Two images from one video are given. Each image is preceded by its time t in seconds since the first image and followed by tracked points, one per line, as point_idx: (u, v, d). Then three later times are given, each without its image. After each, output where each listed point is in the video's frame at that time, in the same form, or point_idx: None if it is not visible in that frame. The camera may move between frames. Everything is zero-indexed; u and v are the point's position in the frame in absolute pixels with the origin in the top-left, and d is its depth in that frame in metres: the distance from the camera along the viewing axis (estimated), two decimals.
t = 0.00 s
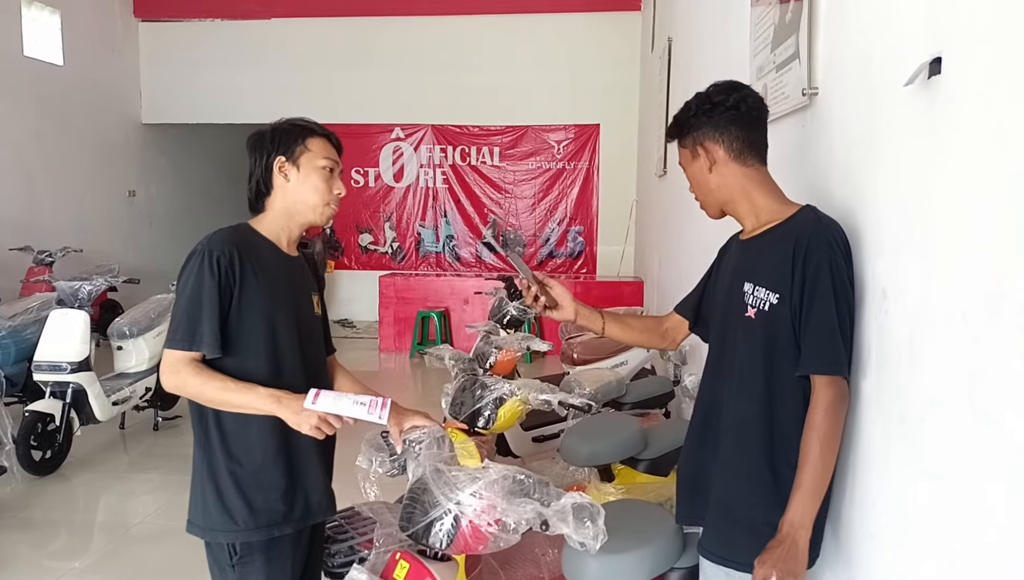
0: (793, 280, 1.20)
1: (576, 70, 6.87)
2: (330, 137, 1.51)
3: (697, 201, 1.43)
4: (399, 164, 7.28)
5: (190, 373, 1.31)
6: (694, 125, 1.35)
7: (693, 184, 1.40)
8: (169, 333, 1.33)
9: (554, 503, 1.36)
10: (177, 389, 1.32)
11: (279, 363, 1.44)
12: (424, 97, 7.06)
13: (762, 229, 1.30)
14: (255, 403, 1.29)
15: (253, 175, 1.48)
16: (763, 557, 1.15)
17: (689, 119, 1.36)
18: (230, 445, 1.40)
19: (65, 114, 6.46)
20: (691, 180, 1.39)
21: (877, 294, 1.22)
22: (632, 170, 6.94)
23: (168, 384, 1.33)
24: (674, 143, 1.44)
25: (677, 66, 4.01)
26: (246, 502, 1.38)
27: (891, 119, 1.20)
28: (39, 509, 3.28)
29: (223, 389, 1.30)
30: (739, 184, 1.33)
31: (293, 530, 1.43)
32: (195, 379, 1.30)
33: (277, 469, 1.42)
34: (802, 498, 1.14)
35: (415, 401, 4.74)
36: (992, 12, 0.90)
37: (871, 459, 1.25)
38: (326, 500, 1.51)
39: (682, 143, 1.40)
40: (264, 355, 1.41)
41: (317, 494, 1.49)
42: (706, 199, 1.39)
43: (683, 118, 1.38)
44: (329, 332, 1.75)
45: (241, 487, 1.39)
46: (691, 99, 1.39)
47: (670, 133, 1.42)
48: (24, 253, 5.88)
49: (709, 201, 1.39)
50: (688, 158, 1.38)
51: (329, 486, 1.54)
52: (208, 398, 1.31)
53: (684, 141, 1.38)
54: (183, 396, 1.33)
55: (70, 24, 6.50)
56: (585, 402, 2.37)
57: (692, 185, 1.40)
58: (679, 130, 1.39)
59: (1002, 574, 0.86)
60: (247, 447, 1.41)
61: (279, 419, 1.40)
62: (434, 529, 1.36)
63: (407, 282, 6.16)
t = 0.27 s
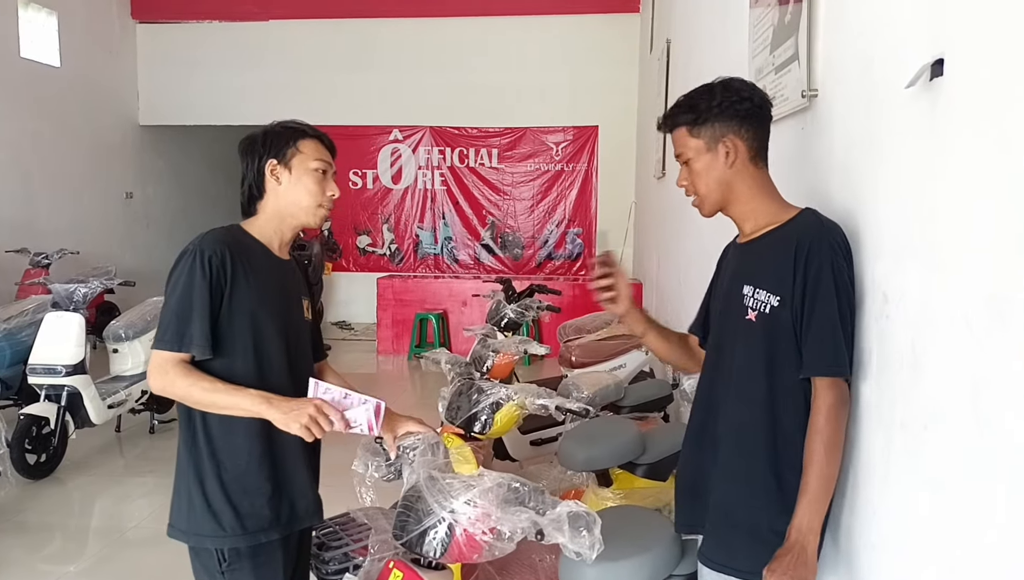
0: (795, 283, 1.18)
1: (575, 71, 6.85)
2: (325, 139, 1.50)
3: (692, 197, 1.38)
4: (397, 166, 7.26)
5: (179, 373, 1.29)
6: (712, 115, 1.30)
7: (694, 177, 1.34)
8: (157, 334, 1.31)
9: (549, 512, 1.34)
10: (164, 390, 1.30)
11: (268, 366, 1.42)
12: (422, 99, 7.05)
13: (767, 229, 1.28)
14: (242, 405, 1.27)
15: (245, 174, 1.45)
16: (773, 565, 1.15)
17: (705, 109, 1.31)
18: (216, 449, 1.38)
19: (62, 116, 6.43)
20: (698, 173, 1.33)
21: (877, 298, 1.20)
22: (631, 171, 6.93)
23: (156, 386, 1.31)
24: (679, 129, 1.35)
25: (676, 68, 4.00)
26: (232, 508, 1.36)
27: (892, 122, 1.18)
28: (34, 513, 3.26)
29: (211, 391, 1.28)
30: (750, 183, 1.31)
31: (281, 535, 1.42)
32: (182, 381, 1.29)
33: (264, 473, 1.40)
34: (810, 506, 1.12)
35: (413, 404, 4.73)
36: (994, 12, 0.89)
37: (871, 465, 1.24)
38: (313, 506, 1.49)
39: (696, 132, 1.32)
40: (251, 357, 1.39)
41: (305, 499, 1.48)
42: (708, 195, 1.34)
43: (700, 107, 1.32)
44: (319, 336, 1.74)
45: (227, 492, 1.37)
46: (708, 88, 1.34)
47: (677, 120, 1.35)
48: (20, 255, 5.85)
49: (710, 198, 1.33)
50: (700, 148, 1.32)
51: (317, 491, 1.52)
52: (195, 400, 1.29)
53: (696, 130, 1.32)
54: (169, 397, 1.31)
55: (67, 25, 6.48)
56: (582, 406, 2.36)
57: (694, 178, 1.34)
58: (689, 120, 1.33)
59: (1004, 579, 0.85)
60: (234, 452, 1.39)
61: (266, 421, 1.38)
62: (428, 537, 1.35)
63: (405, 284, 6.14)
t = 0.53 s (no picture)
0: (801, 283, 1.16)
1: (573, 66, 6.82)
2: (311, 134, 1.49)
3: (702, 193, 1.34)
4: (395, 161, 7.23)
5: (165, 371, 1.27)
6: (732, 109, 1.27)
7: (706, 171, 1.31)
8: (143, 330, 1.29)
9: (544, 513, 1.32)
10: (150, 389, 1.28)
11: (257, 364, 1.41)
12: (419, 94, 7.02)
13: (776, 226, 1.27)
14: (230, 404, 1.26)
15: (230, 172, 1.44)
16: (752, 558, 1.11)
17: (725, 101, 1.28)
18: (203, 448, 1.37)
19: (58, 111, 6.41)
20: (713, 165, 1.29)
21: (877, 297, 1.19)
22: (630, 167, 6.91)
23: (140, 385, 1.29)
24: (695, 119, 1.31)
25: (674, 62, 3.98)
26: (220, 508, 1.35)
27: (893, 119, 1.17)
28: (30, 510, 3.25)
29: (197, 390, 1.26)
30: (763, 179, 1.29)
31: (270, 534, 1.41)
32: (169, 379, 1.27)
33: (252, 473, 1.39)
34: (797, 505, 1.11)
35: (411, 400, 4.72)
36: (999, 6, 0.87)
37: (869, 467, 1.22)
38: (303, 503, 1.48)
39: (715, 123, 1.28)
40: (240, 356, 1.38)
41: (294, 498, 1.46)
42: (720, 191, 1.31)
43: (719, 99, 1.28)
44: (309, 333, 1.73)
45: (215, 492, 1.36)
46: (725, 80, 1.31)
47: (693, 110, 1.31)
48: (17, 251, 5.83)
49: (722, 194, 1.30)
50: (719, 141, 1.28)
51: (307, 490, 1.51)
52: (181, 399, 1.27)
53: (715, 122, 1.28)
54: (156, 397, 1.29)
55: (63, 20, 6.44)
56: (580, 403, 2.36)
57: (704, 172, 1.31)
58: (706, 110, 1.29)
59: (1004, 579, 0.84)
60: (222, 451, 1.37)
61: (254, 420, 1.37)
62: (422, 537, 1.35)
63: (402, 280, 6.12)
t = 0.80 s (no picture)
0: (804, 294, 1.15)
1: (571, 70, 6.82)
2: (301, 139, 1.48)
3: (705, 191, 1.33)
4: (393, 165, 7.23)
5: (145, 380, 1.27)
6: (745, 108, 1.26)
7: (710, 169, 1.30)
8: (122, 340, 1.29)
9: (535, 523, 1.31)
10: (131, 399, 1.29)
11: (237, 370, 1.40)
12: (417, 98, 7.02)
13: (774, 234, 1.27)
14: (208, 410, 1.26)
15: (216, 175, 1.44)
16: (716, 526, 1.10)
17: (738, 99, 1.26)
18: (185, 457, 1.35)
19: (56, 115, 6.40)
20: (719, 164, 1.28)
21: (872, 303, 1.18)
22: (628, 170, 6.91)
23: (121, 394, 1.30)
24: (706, 115, 1.30)
25: (672, 66, 3.97)
26: (200, 517, 1.33)
27: (889, 124, 1.16)
28: (24, 516, 3.22)
29: (177, 399, 1.26)
30: (768, 184, 1.28)
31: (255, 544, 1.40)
32: (147, 388, 1.27)
33: (235, 482, 1.37)
34: (777, 498, 1.10)
35: (409, 404, 4.70)
36: (995, 10, 0.86)
37: (863, 475, 1.22)
38: (288, 513, 1.47)
39: (726, 121, 1.27)
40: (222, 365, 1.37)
41: (279, 508, 1.45)
42: (724, 191, 1.30)
43: (733, 98, 1.27)
44: (299, 335, 1.71)
45: (196, 500, 1.34)
46: (741, 79, 1.29)
47: (705, 105, 1.30)
48: (14, 255, 5.81)
49: (725, 194, 1.30)
50: (727, 140, 1.27)
51: (293, 499, 1.49)
52: (161, 408, 1.27)
53: (726, 120, 1.27)
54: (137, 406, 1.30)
55: (61, 24, 6.44)
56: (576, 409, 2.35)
57: (708, 169, 1.30)
58: (718, 107, 1.28)
59: None
60: (203, 461, 1.36)
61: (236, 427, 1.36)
62: (413, 547, 1.34)
63: (400, 284, 6.11)
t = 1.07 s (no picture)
0: (804, 298, 1.14)
1: (571, 70, 6.81)
2: (280, 133, 1.48)
3: (706, 189, 1.32)
4: (392, 165, 7.22)
5: (123, 386, 1.26)
6: (749, 106, 1.25)
7: (713, 167, 1.29)
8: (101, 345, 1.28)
9: (529, 529, 1.30)
10: (109, 404, 1.27)
11: (224, 375, 1.39)
12: (416, 98, 7.01)
13: (775, 236, 1.25)
14: (182, 419, 1.23)
15: (196, 176, 1.44)
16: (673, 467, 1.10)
17: (742, 97, 1.25)
18: (168, 465, 1.34)
19: (54, 114, 6.38)
20: (721, 162, 1.27)
21: (872, 305, 1.16)
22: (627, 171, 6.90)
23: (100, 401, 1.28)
24: (711, 111, 1.29)
25: (670, 66, 3.97)
26: (185, 524, 1.32)
27: (888, 125, 1.14)
28: (20, 517, 3.21)
29: (156, 405, 1.24)
30: (769, 185, 1.27)
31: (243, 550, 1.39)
32: (122, 394, 1.25)
33: (221, 488, 1.36)
34: (743, 461, 1.10)
35: (407, 405, 4.69)
36: (996, 9, 0.84)
37: (862, 479, 1.21)
38: (276, 519, 1.46)
39: (730, 118, 1.26)
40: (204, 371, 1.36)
41: (267, 514, 1.44)
42: (725, 190, 1.29)
43: (738, 95, 1.25)
44: (290, 343, 1.69)
45: (181, 506, 1.33)
46: (748, 76, 1.27)
47: (709, 102, 1.28)
48: (12, 255, 5.80)
49: (726, 193, 1.29)
50: (729, 138, 1.26)
51: (282, 505, 1.49)
52: (142, 415, 1.25)
53: (729, 118, 1.26)
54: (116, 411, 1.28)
55: (59, 23, 6.42)
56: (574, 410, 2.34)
57: (710, 167, 1.29)
58: (722, 104, 1.27)
59: None
60: (188, 467, 1.35)
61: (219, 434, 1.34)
62: (407, 552, 1.33)
63: (399, 284, 6.10)
